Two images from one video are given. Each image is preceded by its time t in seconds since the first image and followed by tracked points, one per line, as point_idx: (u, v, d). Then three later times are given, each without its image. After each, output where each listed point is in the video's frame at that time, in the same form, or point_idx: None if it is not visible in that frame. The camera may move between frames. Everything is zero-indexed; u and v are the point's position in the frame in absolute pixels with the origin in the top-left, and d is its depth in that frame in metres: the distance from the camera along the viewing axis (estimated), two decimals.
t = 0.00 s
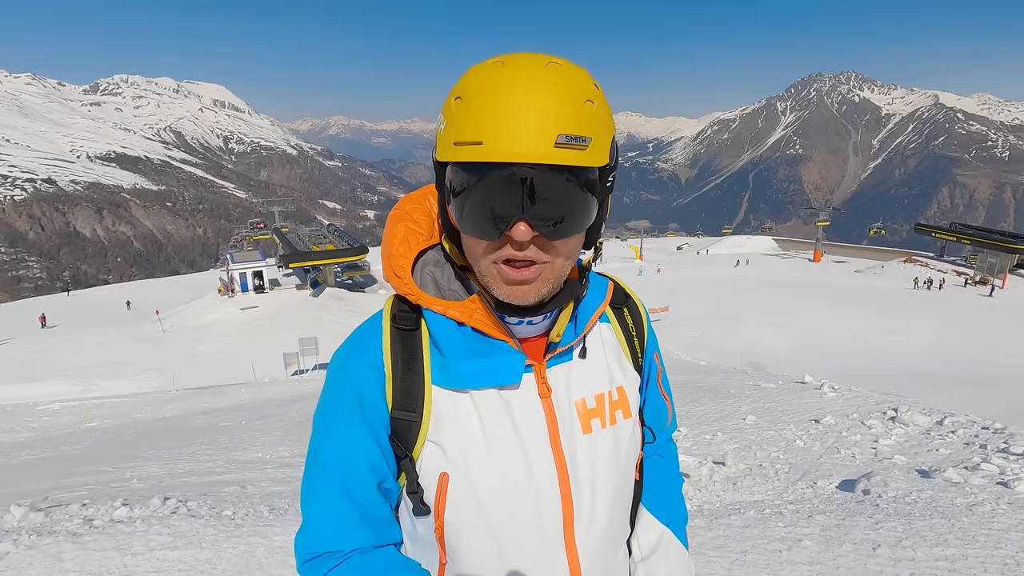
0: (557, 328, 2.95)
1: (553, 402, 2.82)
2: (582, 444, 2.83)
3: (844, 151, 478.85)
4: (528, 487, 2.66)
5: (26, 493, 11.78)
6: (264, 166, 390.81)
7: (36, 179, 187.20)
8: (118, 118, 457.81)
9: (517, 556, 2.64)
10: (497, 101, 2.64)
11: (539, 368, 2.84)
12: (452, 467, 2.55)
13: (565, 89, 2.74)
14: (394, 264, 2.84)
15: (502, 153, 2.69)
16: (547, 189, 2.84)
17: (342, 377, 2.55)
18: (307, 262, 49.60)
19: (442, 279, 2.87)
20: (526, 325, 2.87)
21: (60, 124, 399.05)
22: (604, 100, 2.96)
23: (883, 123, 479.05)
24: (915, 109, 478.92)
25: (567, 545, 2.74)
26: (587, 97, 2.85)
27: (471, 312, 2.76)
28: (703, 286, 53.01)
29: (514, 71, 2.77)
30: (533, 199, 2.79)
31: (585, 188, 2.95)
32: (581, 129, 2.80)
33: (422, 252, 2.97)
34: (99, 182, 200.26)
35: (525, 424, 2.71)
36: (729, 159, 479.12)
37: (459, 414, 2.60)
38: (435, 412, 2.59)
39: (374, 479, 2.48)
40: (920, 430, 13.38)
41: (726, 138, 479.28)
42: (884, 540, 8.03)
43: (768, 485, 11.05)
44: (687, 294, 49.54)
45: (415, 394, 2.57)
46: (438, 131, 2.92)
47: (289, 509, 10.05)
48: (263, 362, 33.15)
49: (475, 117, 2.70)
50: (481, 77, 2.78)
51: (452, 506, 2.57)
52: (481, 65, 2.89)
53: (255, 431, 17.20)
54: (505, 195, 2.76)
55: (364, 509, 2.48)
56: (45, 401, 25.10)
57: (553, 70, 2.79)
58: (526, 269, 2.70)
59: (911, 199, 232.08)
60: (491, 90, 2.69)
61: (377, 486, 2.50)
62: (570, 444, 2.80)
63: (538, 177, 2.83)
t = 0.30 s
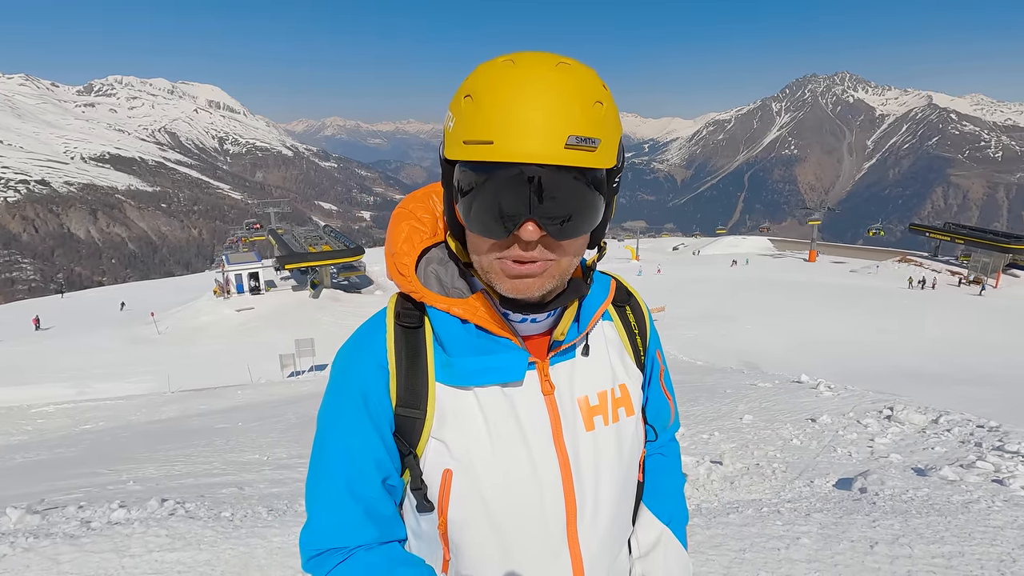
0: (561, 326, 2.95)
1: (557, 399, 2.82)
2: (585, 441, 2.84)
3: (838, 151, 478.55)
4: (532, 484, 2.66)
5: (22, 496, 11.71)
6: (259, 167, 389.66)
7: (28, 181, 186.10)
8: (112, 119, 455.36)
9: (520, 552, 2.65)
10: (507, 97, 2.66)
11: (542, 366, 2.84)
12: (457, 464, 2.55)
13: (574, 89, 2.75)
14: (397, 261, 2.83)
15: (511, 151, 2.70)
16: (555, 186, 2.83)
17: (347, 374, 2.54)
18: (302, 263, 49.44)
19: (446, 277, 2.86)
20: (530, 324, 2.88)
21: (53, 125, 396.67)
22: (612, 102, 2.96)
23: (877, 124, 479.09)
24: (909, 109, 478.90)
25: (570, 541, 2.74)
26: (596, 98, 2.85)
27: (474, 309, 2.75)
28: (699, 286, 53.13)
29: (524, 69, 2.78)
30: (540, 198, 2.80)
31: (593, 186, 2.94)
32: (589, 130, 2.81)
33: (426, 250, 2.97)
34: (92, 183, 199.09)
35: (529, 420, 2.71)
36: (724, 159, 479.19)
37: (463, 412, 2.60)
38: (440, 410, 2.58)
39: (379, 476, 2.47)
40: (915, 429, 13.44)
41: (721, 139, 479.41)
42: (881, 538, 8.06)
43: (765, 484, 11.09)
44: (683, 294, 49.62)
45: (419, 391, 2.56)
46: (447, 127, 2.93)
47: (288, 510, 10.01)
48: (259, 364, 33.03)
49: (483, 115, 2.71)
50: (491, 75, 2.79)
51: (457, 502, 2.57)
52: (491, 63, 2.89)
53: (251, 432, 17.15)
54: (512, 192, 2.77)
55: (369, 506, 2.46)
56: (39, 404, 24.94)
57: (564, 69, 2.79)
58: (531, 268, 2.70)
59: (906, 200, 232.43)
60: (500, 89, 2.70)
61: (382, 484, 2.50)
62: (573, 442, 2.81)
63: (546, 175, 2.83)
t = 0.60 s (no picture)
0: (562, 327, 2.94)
1: (557, 401, 2.83)
2: (585, 442, 2.85)
3: (834, 153, 478.99)
4: (532, 486, 2.66)
5: (17, 499, 11.66)
6: (255, 168, 388.27)
7: (24, 183, 185.25)
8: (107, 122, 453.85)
9: (521, 553, 2.65)
10: (511, 98, 2.66)
11: (543, 368, 2.85)
12: (457, 465, 2.55)
13: (582, 93, 2.75)
14: (398, 262, 2.83)
15: (514, 153, 2.71)
16: (559, 188, 2.85)
17: (346, 377, 2.53)
18: (300, 265, 49.35)
19: (446, 278, 2.87)
20: (531, 326, 2.87)
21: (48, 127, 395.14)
22: (615, 106, 2.97)
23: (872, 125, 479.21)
24: (904, 110, 479.02)
25: (570, 542, 2.74)
26: (600, 100, 2.86)
27: (475, 311, 2.75)
28: (697, 287, 53.19)
29: (531, 71, 2.77)
30: (544, 199, 2.81)
31: (595, 188, 2.96)
32: (594, 135, 2.81)
33: (425, 251, 2.97)
34: (87, 186, 198.24)
35: (529, 422, 2.72)
36: (721, 160, 479.08)
37: (463, 414, 2.60)
38: (439, 412, 2.58)
39: (379, 478, 2.46)
40: (912, 428, 13.49)
41: (717, 140, 479.39)
42: (878, 537, 8.07)
43: (763, 485, 11.10)
44: (680, 295, 49.67)
45: (420, 394, 2.57)
46: (450, 128, 2.91)
47: (286, 512, 9.98)
48: (256, 366, 32.95)
49: (487, 117, 2.71)
50: (497, 75, 2.78)
51: (457, 504, 2.58)
52: (497, 62, 2.89)
53: (249, 435, 17.10)
54: (515, 194, 2.77)
55: (369, 508, 2.46)
56: (35, 407, 24.81)
57: (569, 71, 2.79)
58: (533, 270, 2.70)
59: (901, 201, 232.57)
60: (504, 91, 2.70)
61: (382, 486, 2.49)
62: (574, 442, 2.81)
63: (549, 177, 2.85)
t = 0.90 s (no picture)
0: (556, 328, 2.94)
1: (550, 403, 2.82)
2: (578, 444, 2.84)
3: (830, 155, 479.08)
4: (526, 488, 2.65)
5: (13, 502, 11.62)
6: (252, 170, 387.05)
7: (19, 185, 184.47)
8: (103, 124, 452.33)
9: (515, 557, 2.65)
10: (507, 101, 2.67)
11: (537, 369, 2.84)
12: (452, 467, 2.55)
13: (578, 95, 2.76)
14: (391, 265, 2.82)
15: (510, 154, 2.71)
16: (553, 190, 2.84)
17: (340, 378, 2.55)
18: (297, 267, 49.21)
19: (440, 280, 2.87)
20: (524, 327, 2.89)
21: (44, 129, 393.50)
22: (611, 107, 2.97)
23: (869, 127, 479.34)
24: (900, 112, 478.93)
25: (565, 542, 2.73)
26: (595, 102, 2.86)
27: (469, 312, 2.76)
28: (695, 288, 53.23)
29: (526, 74, 2.78)
30: (540, 201, 2.80)
31: (591, 190, 2.96)
32: (589, 135, 2.82)
33: (420, 253, 2.97)
34: (83, 188, 197.39)
35: (523, 422, 2.71)
36: (718, 162, 479.09)
37: (457, 415, 2.60)
38: (433, 414, 2.58)
39: (373, 481, 2.47)
40: (909, 429, 13.52)
41: (714, 142, 479.39)
42: (874, 538, 8.09)
43: (760, 485, 11.13)
44: (678, 296, 49.72)
45: (413, 396, 2.57)
46: (447, 127, 2.92)
47: (282, 514, 9.95)
48: (253, 368, 32.86)
49: (483, 117, 2.72)
50: (492, 76, 2.79)
51: (451, 507, 2.57)
52: (492, 65, 2.89)
53: (246, 438, 17.03)
54: (511, 196, 2.77)
55: (363, 510, 2.48)
56: (30, 410, 24.68)
57: (566, 74, 2.80)
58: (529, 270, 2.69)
59: (897, 203, 232.80)
60: (499, 93, 2.71)
61: (376, 487, 2.50)
62: (568, 442, 2.81)
63: (544, 178, 2.84)
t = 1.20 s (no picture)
0: (546, 324, 2.94)
1: (540, 396, 2.83)
2: (567, 438, 2.85)
3: (825, 155, 478.38)
4: (517, 482, 2.66)
5: (6, 506, 11.54)
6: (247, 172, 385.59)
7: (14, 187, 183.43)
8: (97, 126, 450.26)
9: (509, 548, 2.63)
10: (506, 98, 2.71)
11: (527, 363, 2.84)
12: (444, 461, 2.55)
13: (578, 92, 2.79)
14: (381, 260, 2.83)
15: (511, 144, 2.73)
16: (550, 185, 2.86)
17: (331, 373, 2.52)
18: (293, 269, 49.13)
19: (430, 276, 2.88)
20: (514, 321, 2.90)
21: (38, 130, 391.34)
22: (607, 104, 3.01)
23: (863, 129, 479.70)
24: (895, 113, 479.08)
25: (555, 534, 2.73)
26: (592, 100, 2.89)
27: (460, 307, 2.75)
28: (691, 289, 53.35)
29: (528, 69, 2.81)
30: (537, 195, 2.81)
31: (587, 183, 2.98)
32: (588, 129, 2.86)
33: (411, 250, 2.99)
34: (77, 190, 196.34)
35: (513, 417, 2.72)
36: (714, 163, 479.08)
37: (449, 411, 2.60)
38: (425, 408, 2.58)
39: (363, 475, 2.46)
40: (903, 429, 13.60)
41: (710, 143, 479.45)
42: (869, 537, 8.13)
43: (755, 485, 11.16)
44: (674, 297, 49.81)
45: (405, 391, 2.56)
46: (447, 118, 2.94)
47: (277, 516, 9.91)
48: (249, 370, 32.77)
49: (483, 111, 2.75)
50: (495, 70, 2.82)
51: (444, 501, 2.57)
52: (493, 60, 2.92)
53: (241, 440, 16.94)
54: (508, 191, 2.77)
55: (352, 506, 2.45)
56: (24, 413, 24.54)
57: (565, 73, 2.83)
58: (525, 265, 2.70)
59: (892, 203, 233.37)
60: (500, 85, 2.73)
61: (366, 483, 2.48)
62: (557, 437, 2.82)
63: (542, 174, 2.85)
